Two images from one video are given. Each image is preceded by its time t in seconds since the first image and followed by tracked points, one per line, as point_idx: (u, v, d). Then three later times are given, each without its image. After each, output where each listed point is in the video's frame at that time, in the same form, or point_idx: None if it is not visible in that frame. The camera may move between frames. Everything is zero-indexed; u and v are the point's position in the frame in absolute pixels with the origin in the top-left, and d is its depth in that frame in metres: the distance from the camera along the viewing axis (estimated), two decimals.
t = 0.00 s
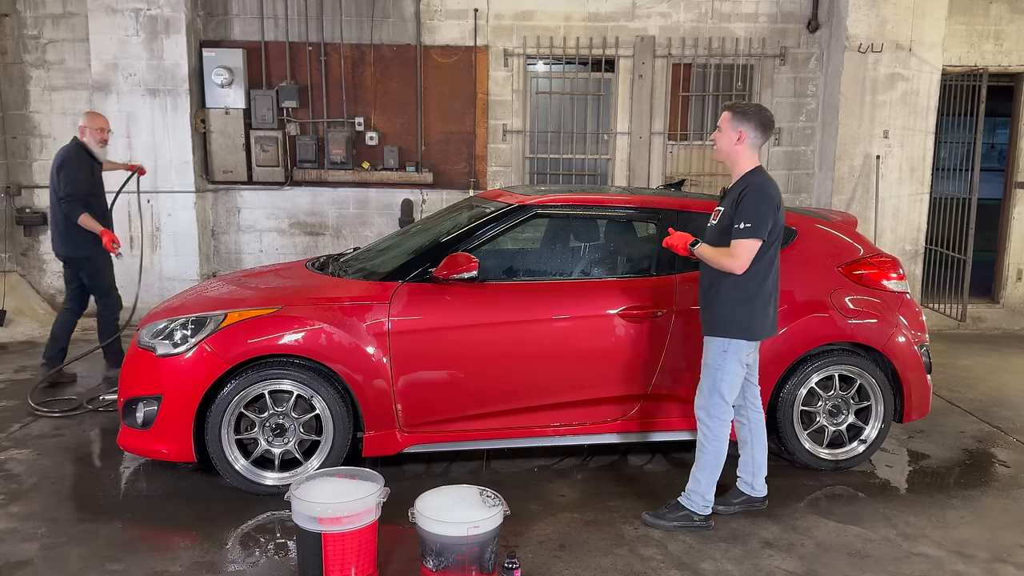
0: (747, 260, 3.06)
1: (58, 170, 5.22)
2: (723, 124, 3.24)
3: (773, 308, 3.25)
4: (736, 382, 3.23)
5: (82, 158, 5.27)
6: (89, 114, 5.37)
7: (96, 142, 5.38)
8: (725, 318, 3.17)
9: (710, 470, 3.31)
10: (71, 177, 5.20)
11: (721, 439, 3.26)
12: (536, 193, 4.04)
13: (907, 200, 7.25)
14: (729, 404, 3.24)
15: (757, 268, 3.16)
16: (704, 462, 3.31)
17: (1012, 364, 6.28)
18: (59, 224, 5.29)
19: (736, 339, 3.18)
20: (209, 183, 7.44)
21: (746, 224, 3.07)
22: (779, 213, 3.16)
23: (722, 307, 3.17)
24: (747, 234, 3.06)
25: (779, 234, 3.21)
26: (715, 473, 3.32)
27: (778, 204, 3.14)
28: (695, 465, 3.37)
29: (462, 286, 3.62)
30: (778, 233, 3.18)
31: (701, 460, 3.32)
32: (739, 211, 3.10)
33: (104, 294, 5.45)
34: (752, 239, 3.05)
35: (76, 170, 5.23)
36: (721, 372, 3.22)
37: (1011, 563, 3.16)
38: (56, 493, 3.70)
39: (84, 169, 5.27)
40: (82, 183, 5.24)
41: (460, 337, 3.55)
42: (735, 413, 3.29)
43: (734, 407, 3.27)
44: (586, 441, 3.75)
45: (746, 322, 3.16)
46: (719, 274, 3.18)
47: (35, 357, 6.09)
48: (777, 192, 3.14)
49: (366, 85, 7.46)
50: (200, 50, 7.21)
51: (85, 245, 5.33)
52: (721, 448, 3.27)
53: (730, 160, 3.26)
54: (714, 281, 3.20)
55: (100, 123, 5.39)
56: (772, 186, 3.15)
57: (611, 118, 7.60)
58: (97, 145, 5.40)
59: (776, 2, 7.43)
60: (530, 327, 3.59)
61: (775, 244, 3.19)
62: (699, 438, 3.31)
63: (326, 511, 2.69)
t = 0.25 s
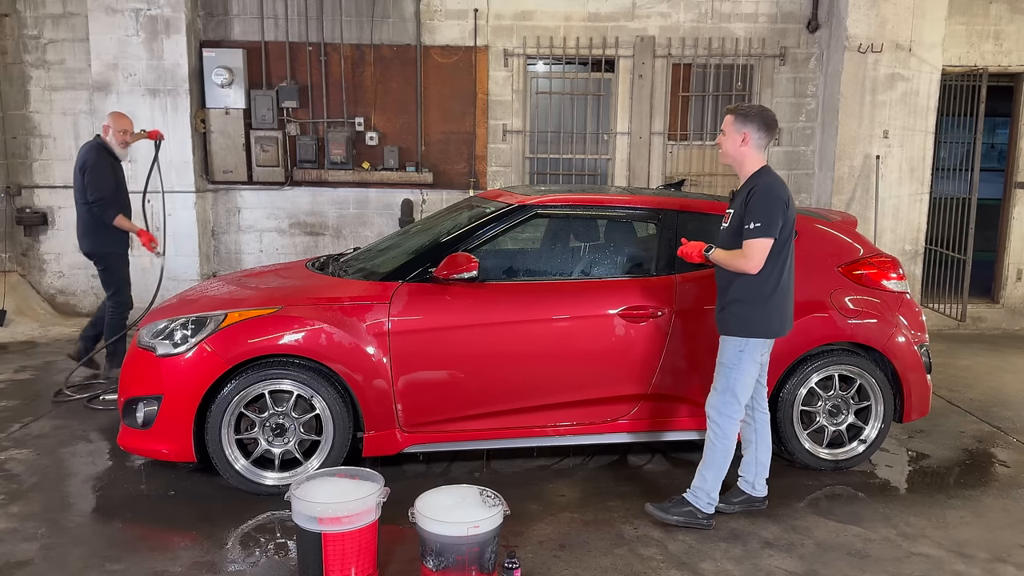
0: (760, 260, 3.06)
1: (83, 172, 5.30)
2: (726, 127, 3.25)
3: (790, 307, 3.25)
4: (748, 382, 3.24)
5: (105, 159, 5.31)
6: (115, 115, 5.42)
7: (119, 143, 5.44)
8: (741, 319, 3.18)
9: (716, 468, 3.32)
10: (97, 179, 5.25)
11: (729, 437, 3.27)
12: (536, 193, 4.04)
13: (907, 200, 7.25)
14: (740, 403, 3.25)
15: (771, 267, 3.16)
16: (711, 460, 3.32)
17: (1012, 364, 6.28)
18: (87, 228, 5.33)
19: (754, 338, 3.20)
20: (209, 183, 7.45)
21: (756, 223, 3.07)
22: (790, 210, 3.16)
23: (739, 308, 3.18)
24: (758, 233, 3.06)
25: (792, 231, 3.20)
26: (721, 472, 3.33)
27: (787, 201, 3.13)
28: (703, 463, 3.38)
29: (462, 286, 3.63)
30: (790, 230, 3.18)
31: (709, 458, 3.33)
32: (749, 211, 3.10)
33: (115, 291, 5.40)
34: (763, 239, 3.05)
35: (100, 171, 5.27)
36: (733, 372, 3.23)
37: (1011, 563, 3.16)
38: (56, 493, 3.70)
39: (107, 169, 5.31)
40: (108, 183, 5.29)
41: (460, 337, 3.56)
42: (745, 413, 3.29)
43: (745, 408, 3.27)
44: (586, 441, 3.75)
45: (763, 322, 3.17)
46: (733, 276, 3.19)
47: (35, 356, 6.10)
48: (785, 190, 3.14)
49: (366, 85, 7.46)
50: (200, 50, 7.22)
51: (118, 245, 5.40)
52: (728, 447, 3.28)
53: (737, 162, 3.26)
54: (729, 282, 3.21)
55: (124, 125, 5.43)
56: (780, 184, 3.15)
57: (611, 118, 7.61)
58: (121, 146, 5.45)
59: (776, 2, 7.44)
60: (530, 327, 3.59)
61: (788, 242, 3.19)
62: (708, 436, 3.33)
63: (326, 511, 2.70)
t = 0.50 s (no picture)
0: (775, 259, 3.06)
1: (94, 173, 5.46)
2: (731, 131, 3.25)
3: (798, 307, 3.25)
4: (762, 379, 3.23)
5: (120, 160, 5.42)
6: (130, 117, 5.55)
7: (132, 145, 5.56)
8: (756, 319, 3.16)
9: (740, 471, 3.28)
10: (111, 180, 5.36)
11: (749, 437, 3.25)
12: (536, 194, 4.04)
13: (907, 200, 7.25)
14: (756, 401, 3.24)
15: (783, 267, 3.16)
16: (733, 463, 3.28)
17: (1012, 364, 6.28)
18: (101, 225, 5.47)
19: (767, 337, 3.17)
20: (209, 183, 7.45)
21: (771, 223, 3.06)
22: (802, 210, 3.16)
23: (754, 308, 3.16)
24: (773, 232, 3.05)
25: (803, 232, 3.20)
26: (745, 474, 3.29)
27: (800, 201, 3.13)
28: (725, 468, 3.33)
29: (462, 286, 3.63)
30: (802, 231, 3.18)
31: (731, 461, 3.29)
32: (763, 211, 3.09)
33: (123, 289, 5.53)
34: (779, 238, 3.05)
35: (112, 172, 5.39)
36: (748, 371, 3.21)
37: (1011, 563, 3.16)
38: (56, 493, 3.70)
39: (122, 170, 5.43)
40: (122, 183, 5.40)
41: (460, 337, 3.56)
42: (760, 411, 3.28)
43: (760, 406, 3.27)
44: (586, 441, 3.75)
45: (775, 321, 3.15)
46: (744, 275, 3.17)
47: (35, 356, 6.10)
48: (798, 191, 3.14)
49: (366, 85, 7.46)
50: (200, 50, 7.22)
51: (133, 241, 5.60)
52: (749, 447, 3.26)
53: (745, 164, 3.26)
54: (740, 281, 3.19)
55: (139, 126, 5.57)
56: (792, 184, 3.15)
57: (611, 118, 7.61)
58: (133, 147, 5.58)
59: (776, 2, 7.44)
60: (530, 327, 3.59)
61: (800, 242, 3.19)
62: (727, 438, 3.29)
63: (326, 511, 2.70)
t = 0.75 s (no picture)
0: (790, 261, 3.06)
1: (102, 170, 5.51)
2: (737, 132, 3.23)
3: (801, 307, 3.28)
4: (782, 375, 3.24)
5: (124, 160, 5.46)
6: (142, 120, 5.62)
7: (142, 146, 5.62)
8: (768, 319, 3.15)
9: (792, 473, 3.23)
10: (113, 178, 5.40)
11: (788, 435, 3.23)
12: (536, 194, 4.04)
13: (907, 200, 7.25)
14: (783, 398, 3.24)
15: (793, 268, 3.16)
16: (784, 466, 3.23)
17: (1012, 364, 6.28)
18: (108, 224, 5.51)
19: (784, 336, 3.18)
20: (209, 183, 7.45)
21: (787, 225, 3.06)
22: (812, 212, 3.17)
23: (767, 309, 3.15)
24: (789, 235, 3.05)
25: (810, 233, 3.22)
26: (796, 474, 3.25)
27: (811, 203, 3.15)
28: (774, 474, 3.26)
29: (462, 286, 3.63)
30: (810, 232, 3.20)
31: (781, 464, 3.23)
32: (778, 213, 3.09)
33: (128, 285, 5.50)
34: (794, 240, 3.06)
35: (119, 171, 5.42)
36: (774, 370, 3.20)
37: (1011, 563, 3.16)
38: (56, 492, 3.70)
39: (124, 169, 5.45)
40: (124, 181, 5.43)
41: (459, 337, 3.56)
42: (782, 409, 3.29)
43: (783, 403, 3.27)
44: (585, 441, 3.75)
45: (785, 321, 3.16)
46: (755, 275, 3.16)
47: (35, 356, 6.10)
48: (808, 192, 3.15)
49: (366, 85, 7.46)
50: (200, 50, 7.22)
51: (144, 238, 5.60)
52: (791, 446, 3.23)
53: (753, 165, 3.24)
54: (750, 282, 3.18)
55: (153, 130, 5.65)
56: (803, 185, 3.16)
57: (611, 118, 7.61)
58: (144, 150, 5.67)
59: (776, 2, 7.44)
60: (530, 327, 3.59)
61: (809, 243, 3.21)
62: (768, 443, 3.24)
63: (326, 511, 2.70)
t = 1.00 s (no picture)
0: (813, 259, 3.07)
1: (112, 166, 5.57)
2: (738, 140, 3.20)
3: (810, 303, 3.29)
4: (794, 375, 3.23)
5: (130, 159, 5.51)
6: (156, 122, 5.61)
7: (151, 148, 5.62)
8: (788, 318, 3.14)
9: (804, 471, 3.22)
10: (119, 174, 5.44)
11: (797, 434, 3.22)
12: (536, 194, 4.04)
13: (907, 200, 7.25)
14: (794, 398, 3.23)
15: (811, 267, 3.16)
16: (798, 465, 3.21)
17: (1012, 364, 6.28)
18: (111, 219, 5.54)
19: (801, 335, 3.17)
20: (209, 183, 7.45)
21: (807, 225, 3.05)
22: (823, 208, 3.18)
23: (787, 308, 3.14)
24: (812, 235, 3.05)
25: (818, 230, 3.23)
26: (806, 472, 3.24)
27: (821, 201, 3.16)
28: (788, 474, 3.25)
29: (462, 286, 3.63)
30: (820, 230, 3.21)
31: (792, 463, 3.21)
32: (797, 213, 3.07)
33: (128, 281, 5.53)
34: (815, 240, 3.06)
35: (124, 168, 5.47)
36: (788, 369, 3.19)
37: (1011, 563, 3.16)
38: (56, 492, 3.70)
39: (131, 168, 5.51)
40: (130, 178, 5.49)
41: (459, 337, 3.56)
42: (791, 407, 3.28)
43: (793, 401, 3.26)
44: (585, 441, 3.75)
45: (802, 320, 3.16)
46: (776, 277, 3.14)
47: (35, 356, 6.10)
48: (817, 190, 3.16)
49: (366, 85, 7.46)
50: (200, 50, 7.22)
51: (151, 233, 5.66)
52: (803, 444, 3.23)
53: (758, 170, 3.21)
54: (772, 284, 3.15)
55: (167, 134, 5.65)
56: (813, 183, 3.15)
57: (611, 118, 7.61)
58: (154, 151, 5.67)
59: (776, 2, 7.44)
60: (530, 327, 3.59)
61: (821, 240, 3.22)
62: (778, 443, 3.22)
63: (326, 511, 2.70)
